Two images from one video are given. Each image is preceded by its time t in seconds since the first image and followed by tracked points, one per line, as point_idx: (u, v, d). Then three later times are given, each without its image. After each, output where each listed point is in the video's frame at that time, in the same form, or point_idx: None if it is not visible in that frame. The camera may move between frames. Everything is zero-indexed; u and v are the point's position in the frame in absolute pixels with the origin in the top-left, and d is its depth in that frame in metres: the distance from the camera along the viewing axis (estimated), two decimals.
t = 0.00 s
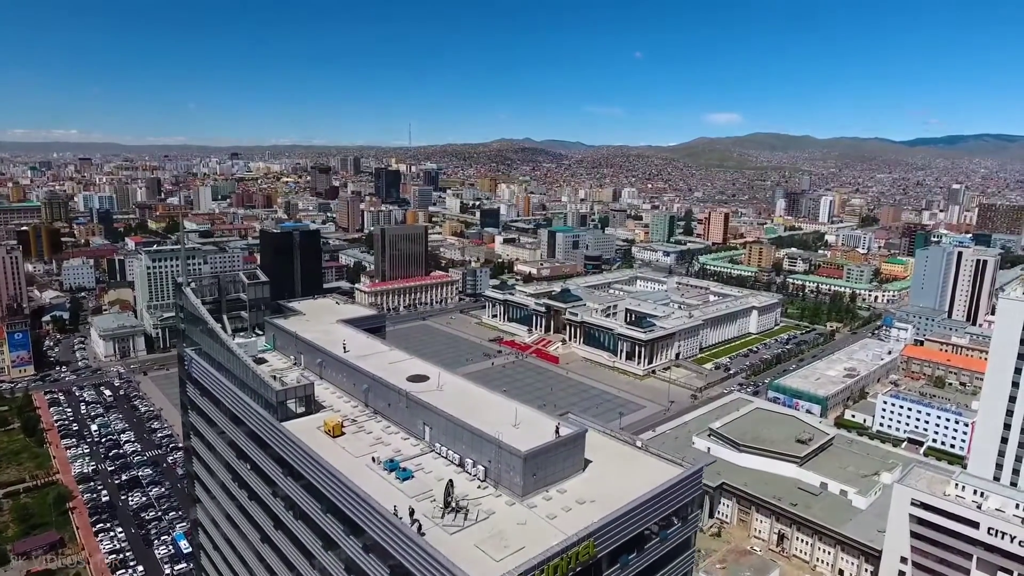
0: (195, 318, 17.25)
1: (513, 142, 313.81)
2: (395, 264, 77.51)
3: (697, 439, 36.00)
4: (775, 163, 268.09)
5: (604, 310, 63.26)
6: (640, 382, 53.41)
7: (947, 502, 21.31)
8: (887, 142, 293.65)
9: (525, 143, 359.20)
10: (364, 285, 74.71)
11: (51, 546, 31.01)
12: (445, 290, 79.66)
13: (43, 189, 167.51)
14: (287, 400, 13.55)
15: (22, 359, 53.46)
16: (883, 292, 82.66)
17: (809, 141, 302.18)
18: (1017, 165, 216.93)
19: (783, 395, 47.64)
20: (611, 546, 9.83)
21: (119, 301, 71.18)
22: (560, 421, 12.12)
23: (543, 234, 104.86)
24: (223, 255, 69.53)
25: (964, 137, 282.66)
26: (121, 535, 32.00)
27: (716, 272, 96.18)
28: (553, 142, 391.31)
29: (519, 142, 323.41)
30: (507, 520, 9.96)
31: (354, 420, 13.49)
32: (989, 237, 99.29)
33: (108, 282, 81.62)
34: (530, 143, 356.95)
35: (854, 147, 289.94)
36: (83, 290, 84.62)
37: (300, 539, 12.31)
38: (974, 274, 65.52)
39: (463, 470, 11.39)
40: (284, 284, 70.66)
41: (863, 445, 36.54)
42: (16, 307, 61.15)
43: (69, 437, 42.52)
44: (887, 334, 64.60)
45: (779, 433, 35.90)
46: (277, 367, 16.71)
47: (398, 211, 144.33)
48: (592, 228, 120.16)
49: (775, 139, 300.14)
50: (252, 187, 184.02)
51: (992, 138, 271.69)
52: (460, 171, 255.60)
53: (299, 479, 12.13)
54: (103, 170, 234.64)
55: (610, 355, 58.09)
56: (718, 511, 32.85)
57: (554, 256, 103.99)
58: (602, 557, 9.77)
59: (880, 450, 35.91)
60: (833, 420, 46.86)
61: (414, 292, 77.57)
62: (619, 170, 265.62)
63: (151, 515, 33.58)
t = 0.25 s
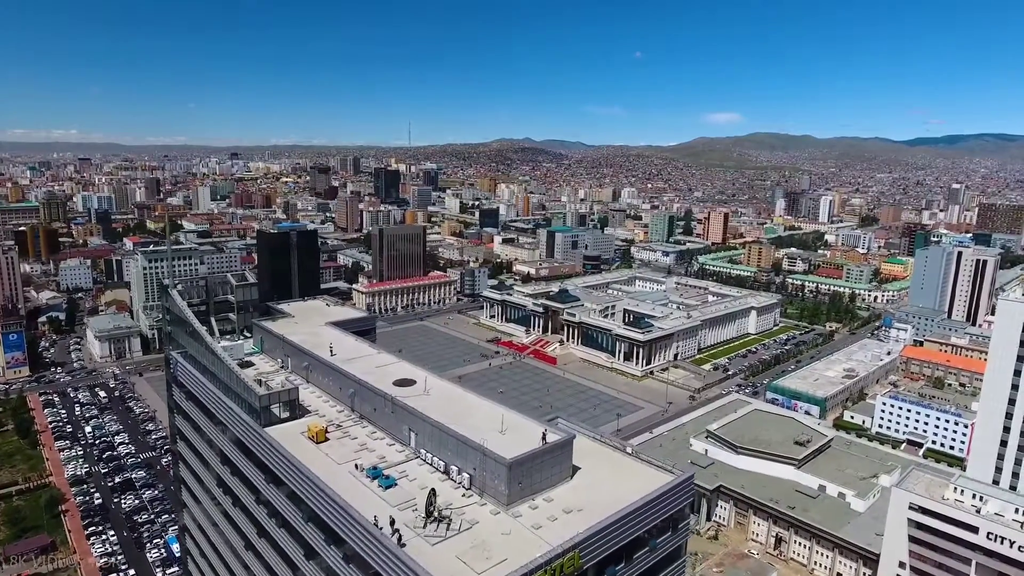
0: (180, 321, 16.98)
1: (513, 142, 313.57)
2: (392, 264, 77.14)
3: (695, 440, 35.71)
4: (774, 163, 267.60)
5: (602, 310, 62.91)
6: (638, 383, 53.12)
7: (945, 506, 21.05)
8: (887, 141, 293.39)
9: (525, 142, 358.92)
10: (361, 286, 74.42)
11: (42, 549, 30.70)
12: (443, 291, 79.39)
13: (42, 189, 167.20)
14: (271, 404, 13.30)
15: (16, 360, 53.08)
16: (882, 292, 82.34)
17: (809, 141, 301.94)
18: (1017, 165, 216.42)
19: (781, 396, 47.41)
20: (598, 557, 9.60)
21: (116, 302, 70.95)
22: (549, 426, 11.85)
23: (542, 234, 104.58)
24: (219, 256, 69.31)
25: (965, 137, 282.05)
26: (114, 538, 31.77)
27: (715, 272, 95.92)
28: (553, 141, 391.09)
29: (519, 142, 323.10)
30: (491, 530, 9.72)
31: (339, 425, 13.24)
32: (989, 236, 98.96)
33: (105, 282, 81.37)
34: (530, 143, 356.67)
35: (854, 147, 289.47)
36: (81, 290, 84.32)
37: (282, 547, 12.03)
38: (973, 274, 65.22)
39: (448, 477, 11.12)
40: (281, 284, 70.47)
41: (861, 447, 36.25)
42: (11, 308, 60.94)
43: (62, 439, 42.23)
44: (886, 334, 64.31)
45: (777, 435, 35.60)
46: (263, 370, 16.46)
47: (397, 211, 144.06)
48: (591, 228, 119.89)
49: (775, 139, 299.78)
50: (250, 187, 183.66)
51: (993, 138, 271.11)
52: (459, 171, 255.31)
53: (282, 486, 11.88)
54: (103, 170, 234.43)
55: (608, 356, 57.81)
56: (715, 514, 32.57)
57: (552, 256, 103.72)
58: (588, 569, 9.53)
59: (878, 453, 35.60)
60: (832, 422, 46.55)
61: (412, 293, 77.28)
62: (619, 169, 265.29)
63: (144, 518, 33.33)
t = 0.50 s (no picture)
0: (167, 323, 16.77)
1: (513, 143, 313.40)
2: (390, 264, 76.87)
3: (692, 442, 35.45)
4: (774, 163, 267.50)
5: (600, 311, 62.66)
6: (636, 384, 52.88)
7: (943, 510, 20.84)
8: (887, 141, 293.33)
9: (524, 142, 358.68)
10: (359, 286, 74.20)
11: (34, 552, 30.46)
12: (441, 291, 79.18)
13: (40, 189, 166.87)
14: (256, 409, 13.14)
15: (10, 362, 52.70)
16: (881, 292, 82.14)
17: (809, 141, 301.85)
18: (1017, 165, 216.23)
19: (779, 397, 47.22)
20: (585, 567, 9.60)
21: (113, 302, 70.69)
22: (538, 432, 11.84)
23: (541, 234, 104.38)
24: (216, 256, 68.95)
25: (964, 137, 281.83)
26: (106, 541, 31.51)
27: (714, 273, 95.74)
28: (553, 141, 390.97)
29: (518, 142, 322.96)
30: (476, 540, 9.72)
31: (326, 430, 13.10)
32: (989, 237, 98.76)
33: (102, 283, 81.11)
34: (530, 143, 356.51)
35: (854, 147, 289.23)
36: (78, 290, 84.07)
37: (265, 554, 11.83)
38: (973, 274, 64.95)
39: (434, 484, 11.10)
40: (278, 285, 70.12)
41: (860, 449, 36.00)
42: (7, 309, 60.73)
43: (57, 441, 41.99)
44: (884, 334, 64.10)
45: (774, 437, 35.34)
46: (252, 373, 16.33)
47: (396, 211, 143.87)
48: (590, 228, 119.75)
49: (775, 140, 299.67)
50: (250, 187, 183.48)
51: (992, 138, 270.81)
52: (459, 171, 255.08)
53: (265, 493, 11.71)
54: (102, 170, 234.13)
55: (605, 357, 57.57)
56: (712, 516, 32.35)
57: (551, 256, 103.54)
58: None
59: (877, 455, 35.35)
60: (831, 423, 46.33)
61: (410, 293, 77.03)
62: (618, 169, 265.16)
63: (136, 520, 33.07)
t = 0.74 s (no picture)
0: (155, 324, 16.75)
1: (512, 143, 313.21)
2: (387, 265, 76.59)
3: (689, 445, 35.21)
4: (774, 164, 267.37)
5: (598, 312, 62.38)
6: (634, 385, 52.67)
7: (942, 514, 20.62)
8: (887, 141, 293.31)
9: (524, 143, 358.54)
10: (356, 287, 73.96)
11: (25, 554, 30.22)
12: (438, 292, 78.97)
13: (39, 189, 166.55)
14: (241, 413, 13.02)
15: (5, 362, 52.45)
16: (881, 293, 81.91)
17: (809, 141, 301.77)
18: (1016, 165, 216.02)
19: (778, 398, 46.96)
20: None
21: (109, 303, 70.44)
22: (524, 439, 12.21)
23: (539, 234, 104.15)
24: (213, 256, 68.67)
25: (964, 137, 281.62)
26: (98, 544, 31.28)
27: (713, 273, 95.53)
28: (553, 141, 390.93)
29: (518, 142, 322.82)
30: (460, 550, 10.01)
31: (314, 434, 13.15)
32: (988, 237, 98.55)
33: (99, 283, 80.85)
34: (529, 143, 356.35)
35: (854, 147, 289.00)
36: (75, 291, 83.81)
37: (249, 562, 11.62)
38: (972, 273, 64.56)
39: (420, 491, 11.41)
40: (275, 286, 69.67)
41: (858, 451, 35.75)
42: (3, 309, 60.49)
43: (51, 443, 41.72)
44: (883, 335, 63.90)
45: (772, 438, 35.10)
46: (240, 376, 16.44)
47: (395, 211, 143.68)
48: (589, 228, 119.59)
49: (774, 140, 299.58)
50: (248, 187, 183.18)
51: (992, 138, 270.62)
52: (458, 171, 254.83)
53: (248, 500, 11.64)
54: (101, 170, 233.77)
55: (603, 358, 57.34)
56: (710, 519, 32.15)
57: (550, 256, 103.33)
58: None
59: (876, 457, 35.08)
60: (829, 425, 46.09)
61: (407, 294, 76.80)
62: (618, 169, 264.99)
63: (129, 523, 32.86)
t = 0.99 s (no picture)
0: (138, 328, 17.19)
1: (512, 143, 312.69)
2: (384, 265, 76.27)
3: (686, 447, 34.93)
4: (773, 164, 267.00)
5: (596, 312, 62.14)
6: (631, 386, 52.44)
7: (939, 519, 20.37)
8: (887, 142, 293.07)
9: (524, 143, 358.23)
10: (353, 287, 73.68)
11: (15, 557, 29.96)
12: (436, 292, 78.74)
13: (37, 188, 165.85)
14: (223, 418, 13.28)
15: None
16: (880, 293, 81.61)
17: (809, 142, 301.48)
18: (1017, 165, 215.61)
19: (775, 400, 46.67)
20: None
21: (105, 303, 70.16)
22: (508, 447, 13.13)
23: (538, 234, 103.87)
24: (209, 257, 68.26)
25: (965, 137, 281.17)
26: (89, 547, 31.00)
27: (711, 273, 95.25)
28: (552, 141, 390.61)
29: (518, 142, 322.38)
30: (440, 561, 10.82)
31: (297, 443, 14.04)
32: (988, 238, 98.26)
33: (95, 283, 80.55)
34: (529, 143, 356.03)
35: (854, 147, 288.54)
36: (71, 291, 83.44)
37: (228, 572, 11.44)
38: (971, 275, 64.35)
39: (402, 499, 12.40)
40: (271, 288, 69.51)
41: (856, 453, 35.48)
42: None
43: (43, 444, 41.45)
44: (882, 336, 63.64)
45: (770, 441, 34.83)
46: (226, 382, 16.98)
47: (393, 211, 143.33)
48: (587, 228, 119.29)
49: (774, 140, 299.25)
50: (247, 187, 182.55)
51: (992, 138, 270.28)
52: (458, 171, 254.27)
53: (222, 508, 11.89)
54: (99, 170, 232.98)
55: (601, 359, 57.04)
56: (706, 522, 31.95)
57: (548, 256, 103.04)
58: None
59: (874, 459, 34.80)
60: (827, 426, 45.87)
61: (404, 294, 76.57)
62: (617, 169, 264.51)
63: (121, 526, 32.61)
